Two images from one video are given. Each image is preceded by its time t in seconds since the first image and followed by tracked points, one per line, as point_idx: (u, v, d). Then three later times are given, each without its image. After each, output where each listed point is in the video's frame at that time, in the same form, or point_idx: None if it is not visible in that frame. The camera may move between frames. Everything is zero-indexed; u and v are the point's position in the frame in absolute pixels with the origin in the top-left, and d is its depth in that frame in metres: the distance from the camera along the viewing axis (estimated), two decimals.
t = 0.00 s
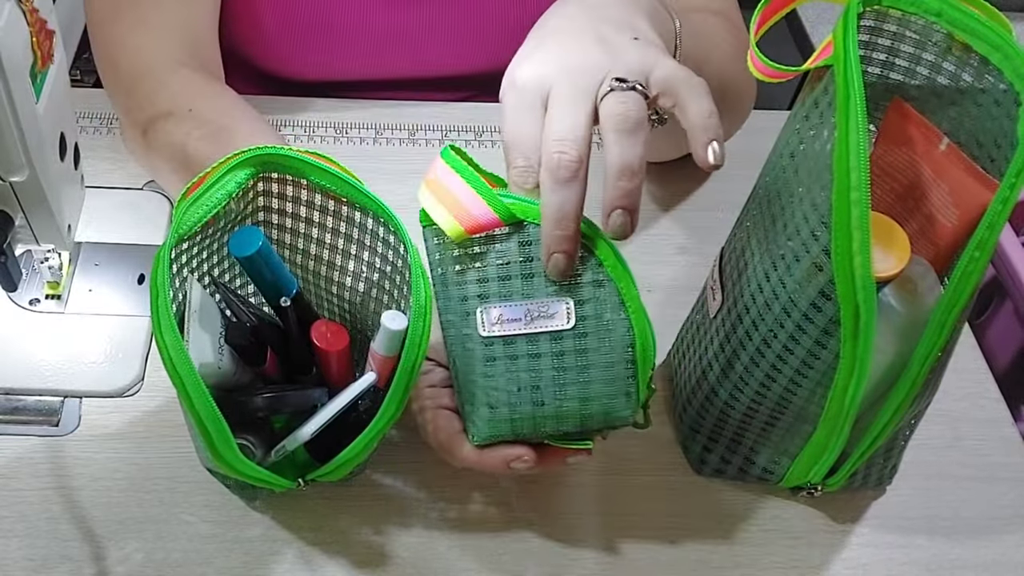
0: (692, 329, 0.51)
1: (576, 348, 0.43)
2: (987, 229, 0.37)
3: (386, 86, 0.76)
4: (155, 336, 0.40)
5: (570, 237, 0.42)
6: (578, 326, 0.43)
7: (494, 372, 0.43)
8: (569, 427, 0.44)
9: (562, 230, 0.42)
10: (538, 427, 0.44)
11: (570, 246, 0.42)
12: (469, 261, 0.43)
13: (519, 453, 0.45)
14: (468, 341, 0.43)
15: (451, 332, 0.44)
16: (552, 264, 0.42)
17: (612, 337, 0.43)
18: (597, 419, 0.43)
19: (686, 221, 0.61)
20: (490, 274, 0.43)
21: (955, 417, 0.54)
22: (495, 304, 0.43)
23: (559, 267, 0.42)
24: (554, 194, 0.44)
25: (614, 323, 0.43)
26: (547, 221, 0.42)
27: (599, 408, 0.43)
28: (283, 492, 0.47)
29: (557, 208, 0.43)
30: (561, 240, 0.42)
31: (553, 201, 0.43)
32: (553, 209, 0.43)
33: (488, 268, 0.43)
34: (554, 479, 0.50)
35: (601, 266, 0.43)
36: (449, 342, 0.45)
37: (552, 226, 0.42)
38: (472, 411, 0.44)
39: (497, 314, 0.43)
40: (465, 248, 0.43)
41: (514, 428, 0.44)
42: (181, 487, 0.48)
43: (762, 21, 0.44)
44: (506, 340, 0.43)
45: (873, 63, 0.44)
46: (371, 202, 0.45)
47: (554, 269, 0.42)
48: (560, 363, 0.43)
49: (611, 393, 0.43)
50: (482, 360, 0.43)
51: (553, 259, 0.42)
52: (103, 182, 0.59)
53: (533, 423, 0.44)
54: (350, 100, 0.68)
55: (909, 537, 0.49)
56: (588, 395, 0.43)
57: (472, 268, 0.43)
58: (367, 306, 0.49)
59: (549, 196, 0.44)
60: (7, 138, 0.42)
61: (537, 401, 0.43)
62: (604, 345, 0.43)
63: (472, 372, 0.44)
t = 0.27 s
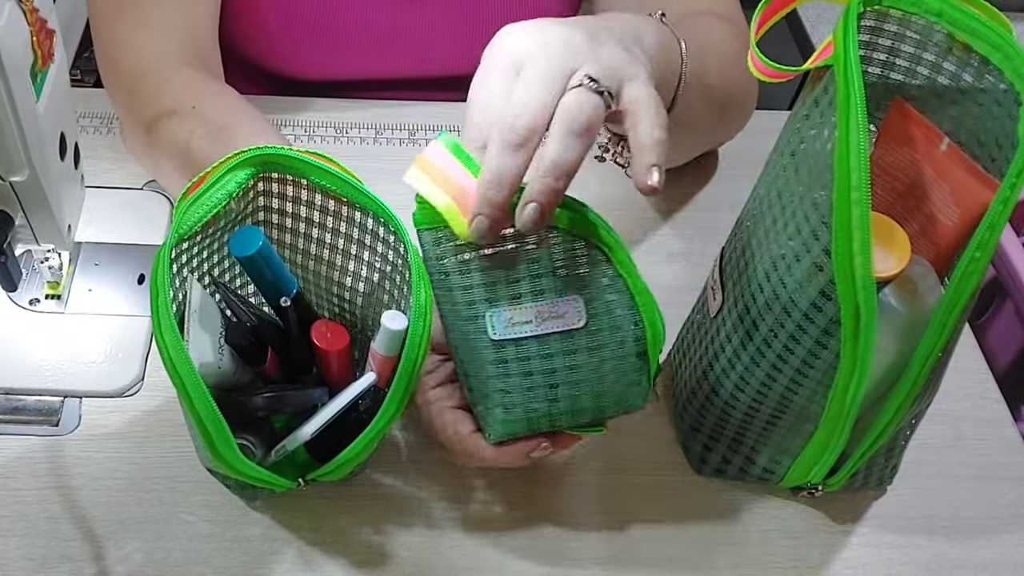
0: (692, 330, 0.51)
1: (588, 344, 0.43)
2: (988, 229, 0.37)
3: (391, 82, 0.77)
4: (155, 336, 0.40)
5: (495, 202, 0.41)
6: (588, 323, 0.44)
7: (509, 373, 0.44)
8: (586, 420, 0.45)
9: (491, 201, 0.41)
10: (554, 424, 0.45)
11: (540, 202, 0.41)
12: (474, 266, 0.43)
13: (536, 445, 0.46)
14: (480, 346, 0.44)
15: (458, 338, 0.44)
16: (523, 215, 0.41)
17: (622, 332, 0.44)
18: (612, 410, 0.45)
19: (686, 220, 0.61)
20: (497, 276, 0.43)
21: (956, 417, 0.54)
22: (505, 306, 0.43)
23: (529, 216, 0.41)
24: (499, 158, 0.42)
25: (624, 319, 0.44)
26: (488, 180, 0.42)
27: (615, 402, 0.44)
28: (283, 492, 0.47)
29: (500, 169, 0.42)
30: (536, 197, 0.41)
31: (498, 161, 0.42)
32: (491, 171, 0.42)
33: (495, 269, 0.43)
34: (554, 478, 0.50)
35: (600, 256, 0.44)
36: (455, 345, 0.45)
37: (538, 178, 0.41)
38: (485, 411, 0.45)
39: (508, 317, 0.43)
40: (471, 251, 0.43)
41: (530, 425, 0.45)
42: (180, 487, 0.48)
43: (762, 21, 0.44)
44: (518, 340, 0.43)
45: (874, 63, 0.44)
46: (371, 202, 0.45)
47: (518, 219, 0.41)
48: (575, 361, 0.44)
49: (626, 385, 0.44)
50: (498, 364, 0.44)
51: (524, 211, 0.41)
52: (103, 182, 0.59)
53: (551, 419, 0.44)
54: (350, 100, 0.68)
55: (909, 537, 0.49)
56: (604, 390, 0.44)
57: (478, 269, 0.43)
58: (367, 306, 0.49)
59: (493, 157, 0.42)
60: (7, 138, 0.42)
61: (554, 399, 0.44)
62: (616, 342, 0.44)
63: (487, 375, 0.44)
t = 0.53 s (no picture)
0: (692, 330, 0.51)
1: (599, 340, 0.43)
2: (987, 229, 0.37)
3: (392, 84, 0.77)
4: (155, 336, 0.40)
5: (546, 147, 0.40)
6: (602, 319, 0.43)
7: (518, 368, 0.44)
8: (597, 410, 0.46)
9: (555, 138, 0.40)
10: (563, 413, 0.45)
11: (590, 166, 0.40)
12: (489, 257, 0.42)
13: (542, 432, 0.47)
14: (492, 339, 0.43)
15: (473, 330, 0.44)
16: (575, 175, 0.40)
17: (632, 330, 0.43)
18: (620, 398, 0.46)
19: (686, 220, 0.61)
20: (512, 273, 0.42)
21: (956, 418, 0.54)
22: (519, 302, 0.42)
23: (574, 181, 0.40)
24: (569, 107, 0.41)
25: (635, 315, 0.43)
26: (545, 124, 0.40)
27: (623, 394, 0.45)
28: (283, 492, 0.47)
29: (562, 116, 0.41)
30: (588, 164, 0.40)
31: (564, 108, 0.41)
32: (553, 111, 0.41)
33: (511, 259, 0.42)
34: (553, 478, 0.50)
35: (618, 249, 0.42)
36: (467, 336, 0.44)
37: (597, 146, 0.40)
38: (495, 400, 0.46)
39: (520, 313, 0.42)
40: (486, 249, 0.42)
41: (540, 414, 0.45)
42: (180, 487, 0.48)
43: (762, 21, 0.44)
44: (531, 335, 0.43)
45: (873, 63, 0.44)
46: (371, 202, 0.45)
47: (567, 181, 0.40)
48: (587, 357, 0.43)
49: (635, 378, 0.45)
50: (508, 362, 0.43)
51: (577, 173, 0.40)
52: (104, 182, 0.59)
53: (561, 410, 0.45)
54: (350, 100, 0.68)
55: (909, 537, 0.49)
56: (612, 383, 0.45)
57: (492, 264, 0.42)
58: (367, 306, 0.49)
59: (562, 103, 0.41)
60: (7, 138, 0.42)
61: (564, 394, 0.44)
62: (627, 339, 0.44)
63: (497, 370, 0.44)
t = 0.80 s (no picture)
0: (692, 329, 0.51)
1: (569, 323, 0.43)
2: (987, 229, 0.37)
3: (395, 80, 0.77)
4: (155, 336, 0.40)
5: (557, 213, 0.40)
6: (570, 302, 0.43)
7: (489, 355, 0.44)
8: (572, 400, 0.45)
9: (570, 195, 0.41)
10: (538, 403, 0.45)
11: (619, 203, 0.40)
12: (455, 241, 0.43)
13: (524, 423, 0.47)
14: (461, 325, 0.44)
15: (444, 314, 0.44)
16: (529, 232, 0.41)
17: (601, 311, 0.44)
18: (595, 388, 0.45)
19: (686, 219, 0.61)
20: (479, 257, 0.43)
21: (956, 417, 0.54)
22: (487, 284, 0.43)
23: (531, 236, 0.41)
24: (571, 169, 0.42)
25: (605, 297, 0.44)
26: (552, 188, 0.41)
27: (596, 385, 0.45)
28: (283, 492, 0.47)
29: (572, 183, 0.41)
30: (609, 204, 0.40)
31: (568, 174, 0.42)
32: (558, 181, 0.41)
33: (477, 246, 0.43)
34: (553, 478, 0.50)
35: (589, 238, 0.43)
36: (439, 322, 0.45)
37: (616, 184, 0.41)
38: (468, 392, 0.45)
39: (487, 295, 0.43)
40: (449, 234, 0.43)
41: (512, 406, 0.45)
42: (181, 487, 0.48)
43: (762, 21, 0.44)
44: (499, 319, 0.43)
45: (873, 63, 0.44)
46: (371, 202, 0.45)
47: (528, 240, 0.41)
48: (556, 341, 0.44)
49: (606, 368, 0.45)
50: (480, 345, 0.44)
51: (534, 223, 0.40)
52: (103, 182, 0.59)
53: (534, 400, 0.45)
54: (350, 100, 0.68)
55: (909, 536, 0.49)
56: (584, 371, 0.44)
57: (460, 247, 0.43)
58: (368, 306, 0.49)
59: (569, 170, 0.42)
60: (7, 138, 0.42)
61: (535, 382, 0.44)
62: (595, 322, 0.44)
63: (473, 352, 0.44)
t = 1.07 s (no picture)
0: (692, 329, 0.51)
1: (597, 317, 0.43)
2: (987, 229, 0.37)
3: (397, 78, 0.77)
4: (155, 336, 0.40)
5: (575, 186, 0.40)
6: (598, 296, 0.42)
7: (513, 352, 0.43)
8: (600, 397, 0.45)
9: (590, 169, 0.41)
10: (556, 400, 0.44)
11: (647, 160, 0.42)
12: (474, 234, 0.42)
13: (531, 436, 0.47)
14: (482, 326, 0.43)
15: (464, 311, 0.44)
16: (547, 208, 0.40)
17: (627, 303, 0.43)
18: (623, 382, 0.44)
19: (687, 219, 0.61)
20: (499, 251, 0.42)
21: (956, 417, 0.54)
22: (509, 283, 0.42)
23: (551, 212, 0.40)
24: (588, 141, 0.42)
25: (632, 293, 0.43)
26: (574, 162, 0.41)
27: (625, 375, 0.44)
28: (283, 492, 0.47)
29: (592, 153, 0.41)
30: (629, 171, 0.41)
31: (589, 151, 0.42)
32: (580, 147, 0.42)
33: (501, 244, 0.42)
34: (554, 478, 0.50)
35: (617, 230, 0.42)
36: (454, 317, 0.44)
37: (641, 138, 0.42)
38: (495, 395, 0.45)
39: (512, 292, 0.42)
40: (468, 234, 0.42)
41: (538, 403, 0.44)
42: (181, 487, 0.48)
43: (763, 21, 0.44)
44: (524, 317, 0.43)
45: (873, 63, 0.44)
46: (371, 202, 0.45)
47: (547, 215, 0.40)
48: (582, 338, 0.43)
49: (637, 359, 0.44)
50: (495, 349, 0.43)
51: (557, 199, 0.40)
52: (104, 182, 0.59)
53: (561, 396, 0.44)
54: (351, 100, 0.68)
55: (910, 537, 0.49)
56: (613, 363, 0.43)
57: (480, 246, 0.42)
58: (368, 306, 0.49)
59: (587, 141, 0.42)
60: (7, 137, 0.42)
61: (562, 375, 0.43)
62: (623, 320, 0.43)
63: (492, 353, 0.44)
